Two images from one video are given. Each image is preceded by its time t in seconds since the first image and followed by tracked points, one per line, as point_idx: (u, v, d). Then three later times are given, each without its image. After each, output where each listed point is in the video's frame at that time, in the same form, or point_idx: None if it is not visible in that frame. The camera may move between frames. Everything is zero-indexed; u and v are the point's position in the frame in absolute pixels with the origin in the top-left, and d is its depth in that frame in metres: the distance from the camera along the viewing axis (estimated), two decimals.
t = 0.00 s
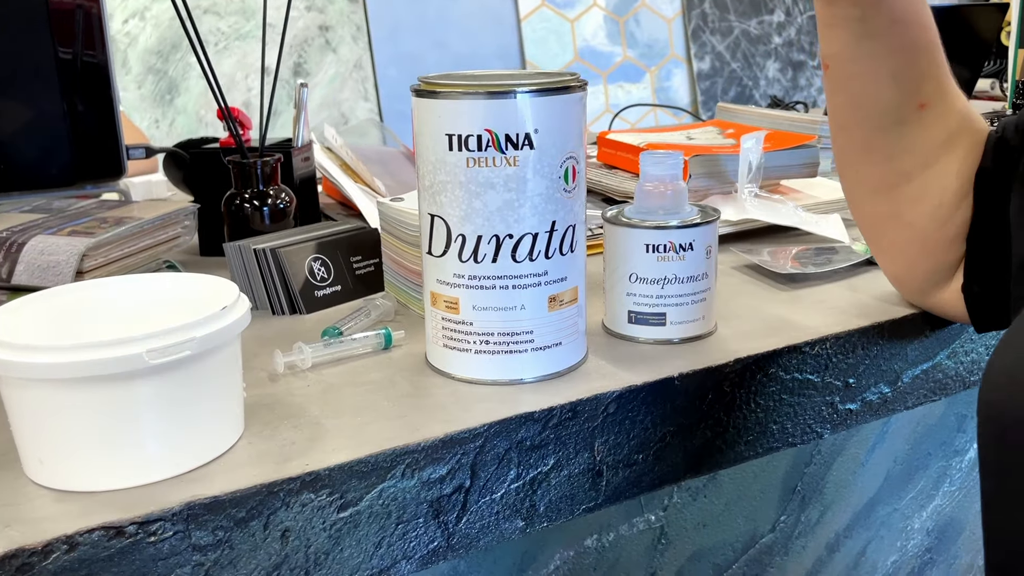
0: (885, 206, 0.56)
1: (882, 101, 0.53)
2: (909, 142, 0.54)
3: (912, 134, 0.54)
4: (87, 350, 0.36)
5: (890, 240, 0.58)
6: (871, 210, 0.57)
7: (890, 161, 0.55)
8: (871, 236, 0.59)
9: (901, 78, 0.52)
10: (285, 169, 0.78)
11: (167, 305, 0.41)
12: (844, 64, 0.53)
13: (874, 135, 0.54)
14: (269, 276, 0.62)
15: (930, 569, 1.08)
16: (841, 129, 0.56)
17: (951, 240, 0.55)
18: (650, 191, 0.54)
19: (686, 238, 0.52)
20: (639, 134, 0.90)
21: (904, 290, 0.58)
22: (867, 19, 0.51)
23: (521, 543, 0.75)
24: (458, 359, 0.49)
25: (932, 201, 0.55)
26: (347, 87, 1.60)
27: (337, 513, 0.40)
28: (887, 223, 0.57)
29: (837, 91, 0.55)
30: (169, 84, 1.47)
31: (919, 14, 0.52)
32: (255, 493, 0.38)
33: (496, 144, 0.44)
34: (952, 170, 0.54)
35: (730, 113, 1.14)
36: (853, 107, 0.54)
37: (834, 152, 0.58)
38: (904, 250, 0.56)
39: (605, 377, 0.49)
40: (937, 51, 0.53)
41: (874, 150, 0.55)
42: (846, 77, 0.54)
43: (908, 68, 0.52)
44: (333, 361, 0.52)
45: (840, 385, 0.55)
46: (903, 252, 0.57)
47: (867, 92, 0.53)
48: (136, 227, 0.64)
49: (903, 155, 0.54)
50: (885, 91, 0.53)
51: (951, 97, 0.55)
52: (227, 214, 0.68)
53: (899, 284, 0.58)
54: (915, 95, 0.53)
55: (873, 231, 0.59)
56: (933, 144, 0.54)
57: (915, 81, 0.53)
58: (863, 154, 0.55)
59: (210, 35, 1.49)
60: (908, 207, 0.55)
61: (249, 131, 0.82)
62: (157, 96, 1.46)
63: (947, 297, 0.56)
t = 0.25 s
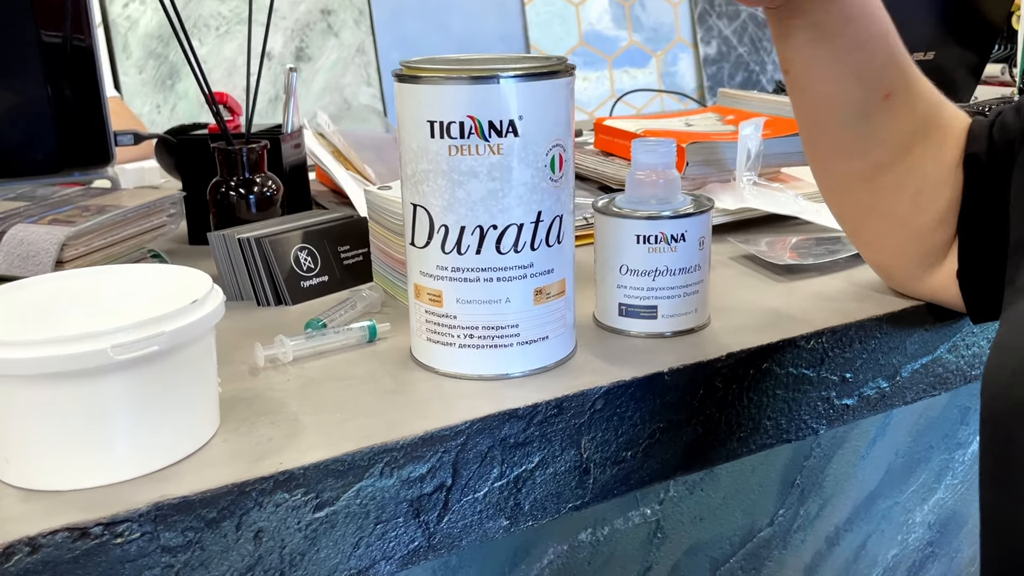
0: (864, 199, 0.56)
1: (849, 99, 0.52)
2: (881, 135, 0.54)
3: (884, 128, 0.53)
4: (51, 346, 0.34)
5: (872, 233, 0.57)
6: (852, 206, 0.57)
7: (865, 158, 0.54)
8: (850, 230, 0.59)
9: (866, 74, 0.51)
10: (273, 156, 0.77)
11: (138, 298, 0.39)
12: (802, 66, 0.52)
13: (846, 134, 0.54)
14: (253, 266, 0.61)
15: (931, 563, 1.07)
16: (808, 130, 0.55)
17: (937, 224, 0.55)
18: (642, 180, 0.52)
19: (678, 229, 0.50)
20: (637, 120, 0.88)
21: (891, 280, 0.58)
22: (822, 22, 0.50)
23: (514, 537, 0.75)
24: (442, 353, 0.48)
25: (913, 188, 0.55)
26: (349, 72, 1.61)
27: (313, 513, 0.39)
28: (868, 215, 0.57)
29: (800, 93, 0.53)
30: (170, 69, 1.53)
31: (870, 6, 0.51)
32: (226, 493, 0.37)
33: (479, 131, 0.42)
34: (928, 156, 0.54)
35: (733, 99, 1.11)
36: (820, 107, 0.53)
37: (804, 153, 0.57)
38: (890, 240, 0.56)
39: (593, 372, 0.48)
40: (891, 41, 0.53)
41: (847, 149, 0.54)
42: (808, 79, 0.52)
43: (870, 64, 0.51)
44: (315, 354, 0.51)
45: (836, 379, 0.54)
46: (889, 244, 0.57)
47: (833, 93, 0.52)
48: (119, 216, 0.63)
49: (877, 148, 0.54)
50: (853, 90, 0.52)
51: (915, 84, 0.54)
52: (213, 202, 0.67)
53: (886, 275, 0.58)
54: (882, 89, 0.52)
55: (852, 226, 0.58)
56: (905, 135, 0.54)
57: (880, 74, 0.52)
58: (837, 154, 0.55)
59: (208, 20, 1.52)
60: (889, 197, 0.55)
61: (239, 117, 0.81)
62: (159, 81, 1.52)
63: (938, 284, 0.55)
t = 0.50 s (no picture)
0: (860, 190, 0.55)
1: (848, 84, 0.51)
2: (880, 124, 0.52)
3: (883, 115, 0.52)
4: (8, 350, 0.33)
5: (867, 226, 0.56)
6: (847, 196, 0.56)
7: (862, 146, 0.53)
8: (846, 222, 0.57)
9: (866, 58, 0.50)
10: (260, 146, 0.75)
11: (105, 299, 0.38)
12: (803, 47, 0.51)
13: (843, 120, 0.52)
14: (235, 260, 0.60)
15: (929, 556, 1.06)
16: (805, 116, 0.53)
17: (932, 219, 0.54)
18: (630, 173, 0.51)
19: (667, 225, 0.49)
20: (633, 109, 0.87)
21: (884, 276, 0.56)
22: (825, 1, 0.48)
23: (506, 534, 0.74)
24: (423, 352, 0.46)
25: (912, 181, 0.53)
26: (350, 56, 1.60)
27: (286, 519, 0.38)
28: (864, 207, 0.55)
29: (801, 76, 0.52)
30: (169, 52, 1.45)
31: None
32: (195, 500, 0.36)
33: (458, 124, 0.41)
34: (928, 149, 0.53)
35: (732, 86, 1.09)
36: (819, 91, 0.52)
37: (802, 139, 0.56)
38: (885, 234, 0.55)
39: (578, 372, 0.46)
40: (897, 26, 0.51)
41: (844, 136, 0.53)
42: (807, 62, 0.51)
43: (871, 47, 0.50)
44: (295, 352, 0.50)
45: (829, 378, 0.53)
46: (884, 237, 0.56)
47: (832, 76, 0.51)
48: (99, 208, 0.61)
49: (876, 136, 0.52)
50: (852, 73, 0.50)
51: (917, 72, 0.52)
52: (196, 193, 0.66)
53: (881, 271, 0.56)
54: (883, 75, 0.51)
55: (848, 218, 0.57)
56: (905, 125, 0.52)
57: (881, 59, 0.50)
58: (833, 140, 0.53)
59: (207, 3, 1.46)
60: (886, 189, 0.54)
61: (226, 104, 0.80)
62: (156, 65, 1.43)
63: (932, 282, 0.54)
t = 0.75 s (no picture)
0: (842, 192, 0.53)
1: (819, 85, 0.50)
2: (856, 124, 0.51)
3: (858, 116, 0.50)
4: None
5: (853, 228, 0.55)
6: (830, 198, 0.54)
7: (839, 148, 0.52)
8: (833, 224, 0.56)
9: (835, 57, 0.49)
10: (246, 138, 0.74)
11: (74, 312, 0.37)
12: (772, 50, 0.50)
13: (816, 122, 0.51)
14: (219, 259, 0.58)
15: (927, 548, 1.06)
16: (781, 118, 0.52)
17: (918, 219, 0.52)
18: (621, 174, 0.49)
19: (657, 229, 0.48)
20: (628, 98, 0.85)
21: (880, 279, 0.55)
22: (788, 2, 0.47)
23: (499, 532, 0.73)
24: (406, 361, 0.45)
25: (895, 181, 0.52)
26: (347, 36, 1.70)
27: (262, 537, 0.37)
28: (848, 209, 0.54)
29: (772, 77, 0.51)
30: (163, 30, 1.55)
31: None
32: (166, 520, 0.35)
33: (440, 130, 0.39)
34: (908, 147, 0.51)
35: (731, 72, 1.07)
36: (791, 92, 0.51)
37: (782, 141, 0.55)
38: (872, 235, 0.54)
39: (565, 380, 0.45)
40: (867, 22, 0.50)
41: (821, 137, 0.52)
42: (777, 63, 0.50)
43: (839, 46, 0.49)
44: (277, 358, 0.49)
45: (823, 384, 0.52)
46: (871, 239, 0.54)
47: (803, 76, 0.50)
48: (79, 204, 0.60)
49: (854, 137, 0.51)
50: (822, 73, 0.49)
51: (894, 69, 0.51)
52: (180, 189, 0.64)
53: (873, 273, 0.55)
54: (854, 74, 0.49)
55: (835, 220, 0.56)
56: (882, 124, 0.51)
57: (852, 58, 0.49)
58: (809, 142, 0.52)
59: None
60: (870, 190, 0.53)
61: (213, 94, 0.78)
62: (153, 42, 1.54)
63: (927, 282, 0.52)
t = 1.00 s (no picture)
0: (859, 184, 0.52)
1: (848, 71, 0.48)
2: (881, 114, 0.49)
3: (885, 106, 0.49)
4: None
5: (867, 223, 0.53)
6: (847, 189, 0.53)
7: (862, 137, 0.50)
8: (847, 218, 0.55)
9: (868, 43, 0.47)
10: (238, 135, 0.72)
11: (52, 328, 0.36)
12: (804, 31, 0.48)
13: (842, 108, 0.50)
14: (208, 262, 0.57)
15: (927, 544, 1.05)
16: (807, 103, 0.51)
17: (934, 220, 0.51)
18: (619, 179, 0.48)
19: (656, 235, 0.46)
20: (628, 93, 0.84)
21: (889, 280, 0.54)
22: None
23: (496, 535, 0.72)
24: (398, 372, 0.44)
25: (915, 177, 0.50)
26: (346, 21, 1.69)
27: (249, 558, 0.36)
28: (864, 202, 0.53)
29: (802, 60, 0.50)
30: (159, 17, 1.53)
31: None
32: (149, 543, 0.34)
33: (432, 137, 0.38)
34: (932, 144, 0.50)
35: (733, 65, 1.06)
36: (819, 78, 0.49)
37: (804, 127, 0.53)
38: (885, 231, 0.53)
39: (561, 392, 0.44)
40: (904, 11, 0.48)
41: (844, 125, 0.50)
42: (808, 45, 0.49)
43: (874, 31, 0.47)
44: (266, 367, 0.48)
45: (825, 392, 0.51)
46: (884, 236, 0.53)
47: (832, 61, 0.48)
48: (65, 206, 0.59)
49: (878, 128, 0.50)
50: (853, 59, 0.48)
51: (927, 62, 0.49)
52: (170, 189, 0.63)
53: (881, 273, 0.54)
54: (886, 62, 0.48)
55: (849, 213, 0.54)
56: (908, 117, 0.49)
57: (885, 45, 0.47)
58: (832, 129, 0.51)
59: None
60: (888, 185, 0.51)
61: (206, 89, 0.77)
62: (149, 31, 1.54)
63: (935, 287, 0.51)
